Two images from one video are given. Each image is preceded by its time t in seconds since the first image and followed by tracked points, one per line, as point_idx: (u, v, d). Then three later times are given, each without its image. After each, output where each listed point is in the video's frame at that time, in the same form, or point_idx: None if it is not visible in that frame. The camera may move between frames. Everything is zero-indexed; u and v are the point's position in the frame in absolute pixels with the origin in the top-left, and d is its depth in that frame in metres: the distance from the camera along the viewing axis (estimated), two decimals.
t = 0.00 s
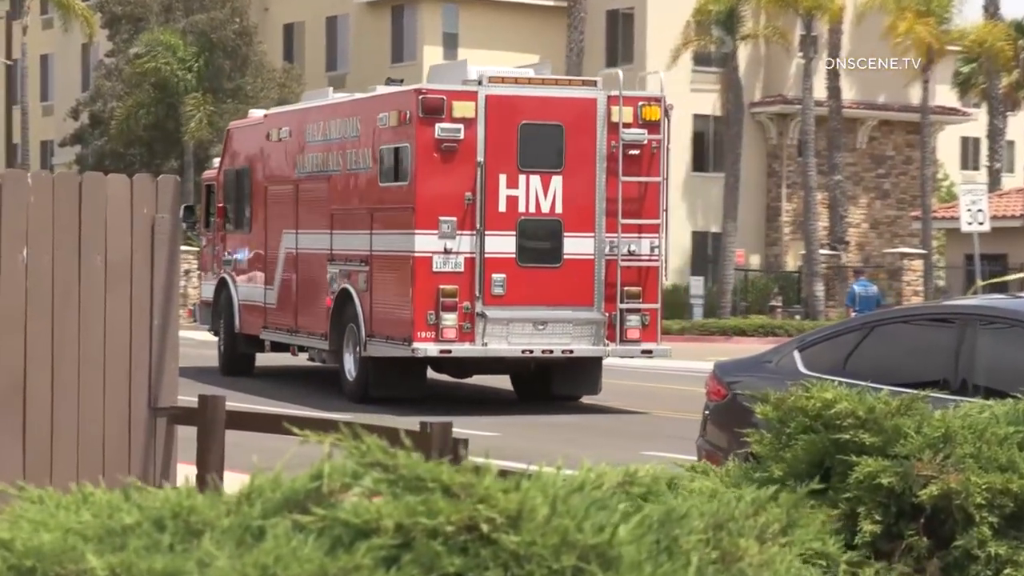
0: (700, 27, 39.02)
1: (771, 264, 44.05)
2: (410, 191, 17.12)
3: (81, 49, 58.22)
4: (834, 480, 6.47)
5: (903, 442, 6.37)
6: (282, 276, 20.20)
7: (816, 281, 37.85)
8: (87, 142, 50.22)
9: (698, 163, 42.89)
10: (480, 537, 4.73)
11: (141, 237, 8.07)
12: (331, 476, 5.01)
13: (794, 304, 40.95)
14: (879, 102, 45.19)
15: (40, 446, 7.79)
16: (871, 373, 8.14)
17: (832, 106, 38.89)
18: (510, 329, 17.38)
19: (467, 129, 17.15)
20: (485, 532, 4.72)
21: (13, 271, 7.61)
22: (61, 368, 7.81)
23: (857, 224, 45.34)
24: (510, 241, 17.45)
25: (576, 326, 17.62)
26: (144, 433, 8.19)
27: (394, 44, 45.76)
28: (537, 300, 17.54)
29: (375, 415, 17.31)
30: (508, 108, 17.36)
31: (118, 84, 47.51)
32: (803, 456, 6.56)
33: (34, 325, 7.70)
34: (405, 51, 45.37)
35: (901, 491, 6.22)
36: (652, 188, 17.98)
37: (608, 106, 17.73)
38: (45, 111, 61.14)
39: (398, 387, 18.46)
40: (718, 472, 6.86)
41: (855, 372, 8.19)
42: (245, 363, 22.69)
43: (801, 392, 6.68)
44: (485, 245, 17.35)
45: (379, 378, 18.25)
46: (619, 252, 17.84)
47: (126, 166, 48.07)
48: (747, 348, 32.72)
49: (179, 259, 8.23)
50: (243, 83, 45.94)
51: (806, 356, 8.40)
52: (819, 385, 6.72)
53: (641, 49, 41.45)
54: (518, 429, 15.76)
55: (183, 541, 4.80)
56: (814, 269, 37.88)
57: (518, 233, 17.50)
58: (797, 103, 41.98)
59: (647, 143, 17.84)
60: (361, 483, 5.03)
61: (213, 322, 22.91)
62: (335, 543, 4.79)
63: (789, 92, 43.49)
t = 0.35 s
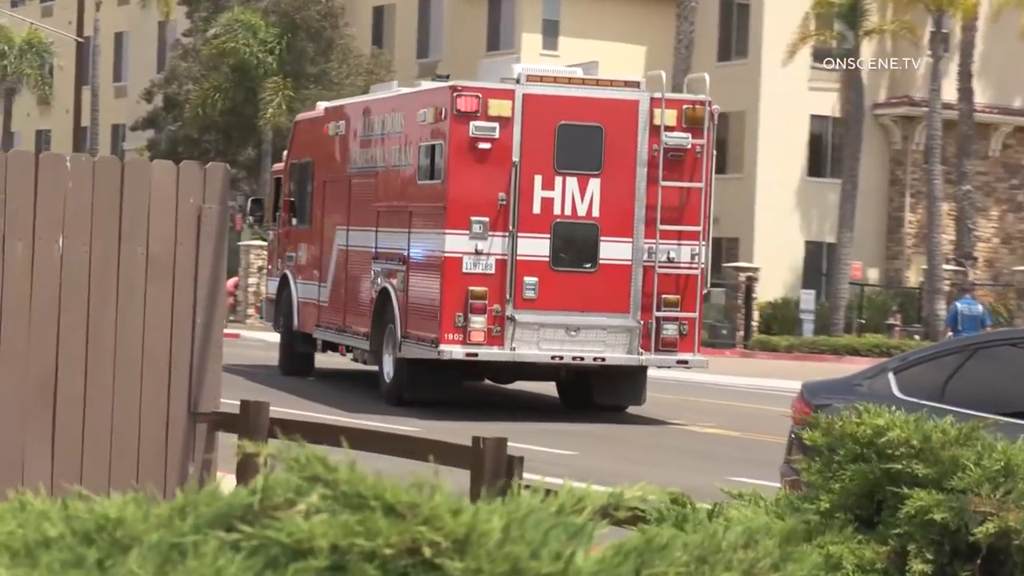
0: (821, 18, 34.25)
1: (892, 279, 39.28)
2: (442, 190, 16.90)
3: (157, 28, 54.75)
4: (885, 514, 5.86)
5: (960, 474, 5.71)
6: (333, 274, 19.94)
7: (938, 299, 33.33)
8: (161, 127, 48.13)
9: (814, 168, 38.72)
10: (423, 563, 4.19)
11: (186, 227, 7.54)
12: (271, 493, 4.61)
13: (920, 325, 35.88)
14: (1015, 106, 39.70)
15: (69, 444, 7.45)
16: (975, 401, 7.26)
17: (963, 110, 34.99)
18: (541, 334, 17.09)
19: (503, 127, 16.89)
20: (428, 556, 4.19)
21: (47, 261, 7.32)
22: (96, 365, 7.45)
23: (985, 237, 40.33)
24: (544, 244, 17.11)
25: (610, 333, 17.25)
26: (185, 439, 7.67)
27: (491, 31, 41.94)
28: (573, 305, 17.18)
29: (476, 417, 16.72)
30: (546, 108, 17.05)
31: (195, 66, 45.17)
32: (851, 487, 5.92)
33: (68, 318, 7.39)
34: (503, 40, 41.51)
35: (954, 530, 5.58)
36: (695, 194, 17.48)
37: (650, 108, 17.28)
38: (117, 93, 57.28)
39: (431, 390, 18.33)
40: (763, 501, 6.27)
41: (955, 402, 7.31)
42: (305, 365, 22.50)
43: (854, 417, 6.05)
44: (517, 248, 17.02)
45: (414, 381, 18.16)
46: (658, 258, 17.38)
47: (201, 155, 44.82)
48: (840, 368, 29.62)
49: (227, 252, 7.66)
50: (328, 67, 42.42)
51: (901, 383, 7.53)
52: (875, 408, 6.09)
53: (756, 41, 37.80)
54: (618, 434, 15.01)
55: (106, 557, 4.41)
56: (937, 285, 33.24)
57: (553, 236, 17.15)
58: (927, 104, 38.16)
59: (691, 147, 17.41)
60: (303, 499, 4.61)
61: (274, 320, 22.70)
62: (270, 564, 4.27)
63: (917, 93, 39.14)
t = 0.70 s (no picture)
0: None
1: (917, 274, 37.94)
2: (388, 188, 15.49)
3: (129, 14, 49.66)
4: (881, 528, 5.32)
5: (959, 483, 5.18)
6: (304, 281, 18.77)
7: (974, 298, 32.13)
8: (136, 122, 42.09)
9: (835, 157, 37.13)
10: None
11: (149, 229, 6.87)
12: (182, 515, 3.78)
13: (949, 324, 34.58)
14: None
15: (23, 469, 6.68)
16: (996, 400, 6.76)
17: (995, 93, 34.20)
18: (492, 334, 15.59)
19: (451, 122, 15.39)
20: None
21: None
22: (52, 380, 6.71)
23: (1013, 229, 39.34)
24: (495, 241, 15.60)
25: (564, 332, 15.67)
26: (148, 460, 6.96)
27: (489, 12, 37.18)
28: (524, 303, 15.64)
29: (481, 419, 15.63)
30: (496, 99, 15.52)
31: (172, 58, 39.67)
32: (844, 500, 5.38)
33: (21, 329, 6.64)
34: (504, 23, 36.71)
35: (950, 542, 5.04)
36: (651, 188, 15.81)
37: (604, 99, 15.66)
38: (85, 84, 52.58)
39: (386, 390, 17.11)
40: (753, 513, 5.70)
41: (972, 404, 6.82)
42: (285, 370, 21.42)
43: (846, 423, 5.53)
44: (467, 245, 15.52)
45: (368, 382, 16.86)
46: (612, 253, 15.76)
47: (177, 151, 40.16)
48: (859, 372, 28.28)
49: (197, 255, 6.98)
50: (314, 55, 37.69)
51: (917, 384, 7.08)
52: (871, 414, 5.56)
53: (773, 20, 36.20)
54: (624, 440, 14.01)
55: None
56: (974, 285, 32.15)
57: (504, 232, 15.62)
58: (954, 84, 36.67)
59: (648, 138, 15.77)
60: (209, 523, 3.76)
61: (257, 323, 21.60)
62: None
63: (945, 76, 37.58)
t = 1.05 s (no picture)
0: None
1: (860, 268, 38.94)
2: (275, 189, 16.84)
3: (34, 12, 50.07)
4: (820, 538, 5.02)
5: (902, 490, 4.89)
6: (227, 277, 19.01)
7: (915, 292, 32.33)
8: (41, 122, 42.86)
9: (771, 149, 37.96)
10: None
11: (54, 233, 6.69)
12: (74, 542, 3.14)
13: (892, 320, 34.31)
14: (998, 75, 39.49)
15: None
16: (944, 403, 6.77)
17: (934, 77, 35.76)
18: (380, 333, 16.91)
19: (333, 123, 16.77)
20: None
21: None
22: None
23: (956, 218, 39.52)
24: (380, 241, 16.94)
25: (451, 330, 17.01)
26: (58, 476, 6.79)
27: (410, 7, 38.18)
28: (411, 303, 16.98)
29: (415, 426, 15.23)
30: (378, 101, 16.88)
31: (77, 53, 39.88)
32: (783, 508, 5.07)
33: None
34: (423, 17, 37.77)
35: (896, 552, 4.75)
36: (533, 185, 17.15)
37: (486, 99, 17.05)
38: None
39: (289, 391, 18.01)
40: (688, 526, 5.33)
41: (914, 407, 6.82)
42: (207, 374, 21.55)
43: (782, 427, 5.19)
44: (351, 244, 16.86)
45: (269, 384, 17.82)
46: (497, 252, 17.09)
47: (88, 151, 40.63)
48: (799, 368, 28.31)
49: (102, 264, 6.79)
50: (227, 49, 38.20)
51: (859, 385, 7.07)
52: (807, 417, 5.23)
53: (706, 13, 36.95)
54: (560, 447, 13.67)
55: None
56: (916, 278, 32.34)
57: (388, 232, 16.97)
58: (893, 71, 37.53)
59: (529, 137, 17.08)
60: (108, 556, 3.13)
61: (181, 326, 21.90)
62: None
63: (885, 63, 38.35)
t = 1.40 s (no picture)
0: None
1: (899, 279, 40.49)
2: (285, 192, 17.65)
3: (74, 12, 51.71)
4: (823, 550, 4.98)
5: (906, 504, 4.86)
6: (262, 279, 19.12)
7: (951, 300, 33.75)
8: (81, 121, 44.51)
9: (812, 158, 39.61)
10: None
11: (80, 233, 7.12)
12: (40, 543, 2.96)
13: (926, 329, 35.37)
14: None
15: None
16: (970, 416, 6.98)
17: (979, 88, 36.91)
18: (382, 332, 17.61)
19: (340, 130, 17.50)
20: None
21: None
22: None
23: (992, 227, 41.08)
24: (385, 244, 17.64)
25: (451, 331, 17.68)
26: (79, 470, 7.27)
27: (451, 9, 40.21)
28: (413, 304, 17.67)
29: (452, 428, 15.23)
30: (385, 110, 17.59)
31: (120, 53, 41.51)
32: (787, 520, 5.03)
33: None
34: (464, 19, 39.83)
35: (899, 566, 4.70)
36: (534, 193, 17.77)
37: (489, 110, 17.69)
38: (29, 82, 54.00)
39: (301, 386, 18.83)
40: (694, 538, 5.33)
41: (941, 418, 7.06)
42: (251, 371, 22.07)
43: (786, 439, 5.14)
44: (356, 247, 17.58)
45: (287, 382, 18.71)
46: (497, 256, 17.73)
47: (127, 151, 42.24)
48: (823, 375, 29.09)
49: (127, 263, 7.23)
50: (268, 50, 40.19)
51: (885, 396, 7.34)
52: (812, 428, 5.18)
53: (746, 22, 38.72)
54: (594, 455, 13.62)
55: None
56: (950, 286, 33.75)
57: (393, 235, 17.67)
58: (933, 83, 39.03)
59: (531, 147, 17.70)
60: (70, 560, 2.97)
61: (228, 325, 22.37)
62: None
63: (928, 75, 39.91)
